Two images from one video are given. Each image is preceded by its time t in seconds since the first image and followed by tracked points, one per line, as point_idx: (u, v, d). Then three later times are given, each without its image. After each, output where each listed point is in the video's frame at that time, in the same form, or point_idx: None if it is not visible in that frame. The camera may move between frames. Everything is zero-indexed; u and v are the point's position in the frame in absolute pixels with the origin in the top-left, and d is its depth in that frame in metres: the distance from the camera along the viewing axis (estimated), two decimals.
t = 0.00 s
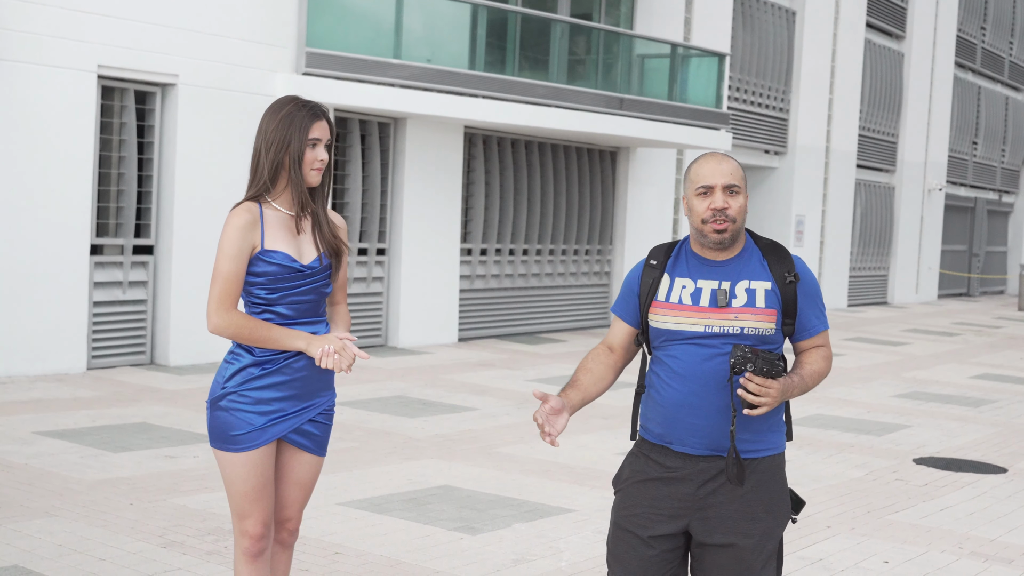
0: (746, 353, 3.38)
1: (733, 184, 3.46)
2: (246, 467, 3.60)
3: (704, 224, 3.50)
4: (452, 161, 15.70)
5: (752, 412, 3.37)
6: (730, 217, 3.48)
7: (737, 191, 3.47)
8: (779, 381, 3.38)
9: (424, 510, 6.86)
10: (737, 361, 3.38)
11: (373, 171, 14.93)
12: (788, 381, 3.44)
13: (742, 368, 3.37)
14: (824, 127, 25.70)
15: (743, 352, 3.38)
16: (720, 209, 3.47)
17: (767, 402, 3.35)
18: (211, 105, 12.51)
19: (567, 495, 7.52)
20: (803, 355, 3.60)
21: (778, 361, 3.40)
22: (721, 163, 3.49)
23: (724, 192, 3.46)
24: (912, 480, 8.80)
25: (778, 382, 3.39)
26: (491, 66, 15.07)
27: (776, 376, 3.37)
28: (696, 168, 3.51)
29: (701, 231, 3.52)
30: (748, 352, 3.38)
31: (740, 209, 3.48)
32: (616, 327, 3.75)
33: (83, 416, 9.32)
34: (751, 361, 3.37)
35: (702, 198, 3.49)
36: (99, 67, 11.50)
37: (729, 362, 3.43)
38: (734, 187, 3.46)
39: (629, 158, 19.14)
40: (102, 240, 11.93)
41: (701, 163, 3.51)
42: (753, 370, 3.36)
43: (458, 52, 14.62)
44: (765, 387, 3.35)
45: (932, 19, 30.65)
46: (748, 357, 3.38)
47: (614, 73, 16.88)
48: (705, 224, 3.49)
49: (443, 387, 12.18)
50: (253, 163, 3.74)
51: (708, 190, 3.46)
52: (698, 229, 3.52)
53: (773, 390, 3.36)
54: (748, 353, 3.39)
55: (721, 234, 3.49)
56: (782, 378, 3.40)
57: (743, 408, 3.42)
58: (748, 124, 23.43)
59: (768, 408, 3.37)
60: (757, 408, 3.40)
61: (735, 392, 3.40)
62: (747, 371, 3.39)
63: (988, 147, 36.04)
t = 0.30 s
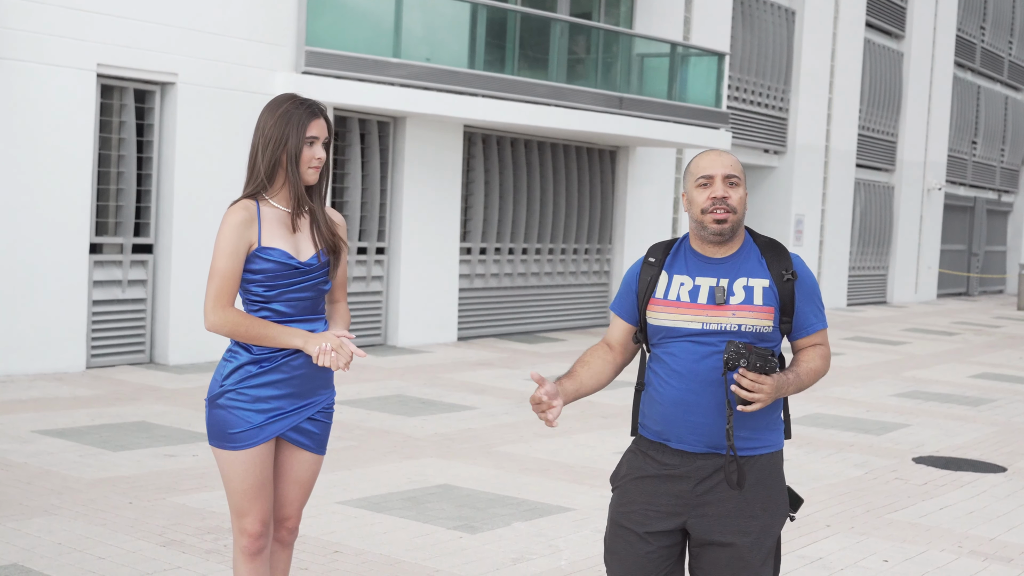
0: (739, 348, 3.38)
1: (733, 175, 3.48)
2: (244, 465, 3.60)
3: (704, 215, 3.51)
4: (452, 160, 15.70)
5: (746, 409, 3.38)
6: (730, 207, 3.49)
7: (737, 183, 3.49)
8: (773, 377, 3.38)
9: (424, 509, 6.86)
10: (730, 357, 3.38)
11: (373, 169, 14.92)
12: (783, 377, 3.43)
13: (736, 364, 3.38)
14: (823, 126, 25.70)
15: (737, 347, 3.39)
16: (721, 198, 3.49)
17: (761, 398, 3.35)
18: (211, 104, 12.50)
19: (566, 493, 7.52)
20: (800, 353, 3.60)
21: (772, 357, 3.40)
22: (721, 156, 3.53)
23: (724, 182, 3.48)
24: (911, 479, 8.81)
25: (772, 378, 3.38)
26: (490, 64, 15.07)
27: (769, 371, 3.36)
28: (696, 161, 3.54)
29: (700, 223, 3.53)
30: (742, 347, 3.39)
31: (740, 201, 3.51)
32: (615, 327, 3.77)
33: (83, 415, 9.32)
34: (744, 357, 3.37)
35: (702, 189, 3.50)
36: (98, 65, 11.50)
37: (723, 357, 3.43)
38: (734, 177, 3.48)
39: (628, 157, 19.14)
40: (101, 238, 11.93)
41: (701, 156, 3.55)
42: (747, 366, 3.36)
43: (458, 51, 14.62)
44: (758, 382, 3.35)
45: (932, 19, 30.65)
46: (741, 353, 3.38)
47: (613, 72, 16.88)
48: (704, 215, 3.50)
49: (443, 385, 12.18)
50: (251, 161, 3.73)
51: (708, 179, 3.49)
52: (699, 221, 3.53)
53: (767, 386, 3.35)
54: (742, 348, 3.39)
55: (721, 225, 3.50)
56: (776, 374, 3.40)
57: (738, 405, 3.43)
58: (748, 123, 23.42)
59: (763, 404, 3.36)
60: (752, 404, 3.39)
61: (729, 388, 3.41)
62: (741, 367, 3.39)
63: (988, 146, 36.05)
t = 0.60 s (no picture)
0: (733, 346, 3.37)
1: (728, 177, 3.46)
2: (244, 465, 3.60)
3: (699, 217, 3.49)
4: (451, 159, 15.69)
5: (739, 408, 3.36)
6: (726, 210, 3.47)
7: (733, 184, 3.47)
8: (766, 376, 3.36)
9: (424, 508, 6.85)
10: (724, 355, 3.37)
11: (372, 169, 14.90)
12: (777, 376, 3.40)
13: (729, 362, 3.37)
14: (822, 125, 25.69)
15: (730, 345, 3.37)
16: (716, 201, 3.46)
17: (753, 397, 3.33)
18: (211, 104, 12.50)
19: (566, 493, 7.52)
20: (799, 352, 3.56)
21: (766, 355, 3.37)
22: (716, 157, 3.49)
23: (720, 184, 3.45)
24: (912, 478, 8.80)
25: (765, 376, 3.36)
26: (490, 64, 15.06)
27: (762, 370, 3.34)
28: (692, 163, 3.51)
29: (696, 225, 3.51)
30: (735, 346, 3.37)
31: (736, 203, 3.48)
32: (614, 323, 3.78)
33: (82, 415, 9.31)
34: (737, 355, 3.36)
35: (697, 191, 3.47)
36: (98, 64, 11.49)
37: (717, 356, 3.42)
38: (730, 180, 3.46)
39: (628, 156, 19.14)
40: (101, 238, 11.92)
41: (696, 158, 3.51)
42: (740, 364, 3.35)
43: (457, 51, 14.62)
44: (751, 381, 3.33)
45: (931, 18, 30.64)
46: (735, 351, 3.36)
47: (613, 71, 16.87)
48: (700, 217, 3.48)
49: (442, 385, 12.18)
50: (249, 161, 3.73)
51: (703, 182, 3.46)
52: (695, 223, 3.51)
53: (760, 385, 3.33)
54: (736, 347, 3.38)
55: (716, 227, 3.48)
56: (770, 373, 3.38)
57: (731, 404, 3.42)
58: (747, 122, 23.42)
59: (755, 404, 3.35)
60: (745, 403, 3.38)
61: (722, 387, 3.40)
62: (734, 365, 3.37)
63: (987, 146, 36.05)
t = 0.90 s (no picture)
0: (710, 340, 3.37)
1: (712, 172, 3.48)
2: (243, 465, 3.60)
3: (681, 210, 3.51)
4: (451, 159, 15.70)
5: (716, 402, 3.35)
6: (708, 204, 3.49)
7: (716, 179, 3.49)
8: (744, 370, 3.35)
9: (423, 508, 6.86)
10: (700, 350, 3.37)
11: (372, 169, 14.89)
12: (756, 370, 3.40)
13: (706, 357, 3.36)
14: (822, 125, 25.69)
15: (707, 340, 3.37)
16: (699, 194, 3.48)
17: (731, 392, 3.33)
18: (210, 103, 12.50)
19: (564, 493, 7.52)
20: (780, 346, 3.55)
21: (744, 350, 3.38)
22: (701, 152, 3.52)
23: (703, 178, 3.47)
24: (911, 478, 8.80)
25: (743, 371, 3.36)
26: (489, 63, 15.06)
27: (739, 365, 3.34)
28: (678, 156, 3.53)
29: (678, 218, 3.53)
30: (712, 340, 3.37)
31: (718, 198, 3.51)
32: (595, 319, 3.74)
33: (82, 414, 9.31)
34: (713, 350, 3.35)
35: (681, 184, 3.49)
36: (97, 64, 11.49)
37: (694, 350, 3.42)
38: (713, 174, 3.48)
39: (628, 157, 19.15)
40: (100, 238, 11.92)
41: (682, 152, 3.54)
42: (717, 359, 3.34)
43: (457, 50, 14.62)
44: (729, 375, 3.33)
45: (930, 17, 30.64)
46: (711, 346, 3.36)
47: (611, 71, 16.86)
48: (682, 210, 3.50)
49: (442, 384, 12.18)
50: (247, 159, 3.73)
51: (687, 175, 3.48)
52: (677, 216, 3.53)
53: (737, 379, 3.33)
54: (712, 341, 3.38)
55: (698, 220, 3.50)
56: (748, 367, 3.37)
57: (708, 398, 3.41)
58: (746, 122, 23.41)
59: (733, 398, 3.35)
60: (722, 398, 3.37)
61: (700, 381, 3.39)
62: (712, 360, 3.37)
63: (986, 146, 36.07)
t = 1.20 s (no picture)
0: (681, 342, 3.37)
1: (676, 167, 3.50)
2: (242, 466, 3.60)
3: (645, 204, 3.53)
4: (451, 159, 15.70)
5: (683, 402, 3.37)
6: (671, 199, 3.52)
7: (679, 175, 3.51)
8: (712, 371, 3.37)
9: (423, 508, 6.86)
10: (672, 350, 3.37)
11: (371, 169, 14.89)
12: (722, 371, 3.42)
13: (676, 358, 3.37)
14: (821, 125, 25.70)
15: (678, 340, 3.37)
16: (662, 189, 3.50)
17: (697, 394, 3.35)
18: (210, 104, 12.51)
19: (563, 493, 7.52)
20: (740, 343, 3.57)
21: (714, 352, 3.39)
22: (665, 148, 3.54)
23: (667, 174, 3.49)
24: (910, 478, 8.81)
25: (711, 373, 3.38)
26: (489, 63, 15.06)
27: (709, 367, 3.35)
28: (642, 152, 3.55)
29: (642, 213, 3.55)
30: (684, 341, 3.37)
31: (681, 193, 3.53)
32: (559, 319, 3.77)
33: (81, 414, 9.31)
34: (685, 351, 3.36)
35: (645, 179, 3.52)
36: (97, 64, 11.49)
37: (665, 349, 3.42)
38: (677, 170, 3.50)
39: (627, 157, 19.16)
40: (100, 238, 11.91)
41: (647, 147, 3.56)
42: (687, 360, 3.35)
43: (456, 50, 14.62)
44: (697, 378, 3.35)
45: (930, 17, 30.64)
46: (683, 347, 3.36)
47: (611, 71, 16.86)
48: (646, 205, 3.52)
49: (441, 384, 12.18)
50: (246, 160, 3.72)
51: (651, 170, 3.50)
52: (641, 210, 3.55)
53: (704, 382, 3.36)
54: (684, 342, 3.37)
55: (661, 215, 3.52)
56: (715, 369, 3.39)
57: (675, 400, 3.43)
58: (745, 122, 23.41)
59: (699, 399, 3.37)
60: (689, 398, 3.39)
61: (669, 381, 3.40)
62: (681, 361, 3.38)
63: (986, 145, 36.06)
